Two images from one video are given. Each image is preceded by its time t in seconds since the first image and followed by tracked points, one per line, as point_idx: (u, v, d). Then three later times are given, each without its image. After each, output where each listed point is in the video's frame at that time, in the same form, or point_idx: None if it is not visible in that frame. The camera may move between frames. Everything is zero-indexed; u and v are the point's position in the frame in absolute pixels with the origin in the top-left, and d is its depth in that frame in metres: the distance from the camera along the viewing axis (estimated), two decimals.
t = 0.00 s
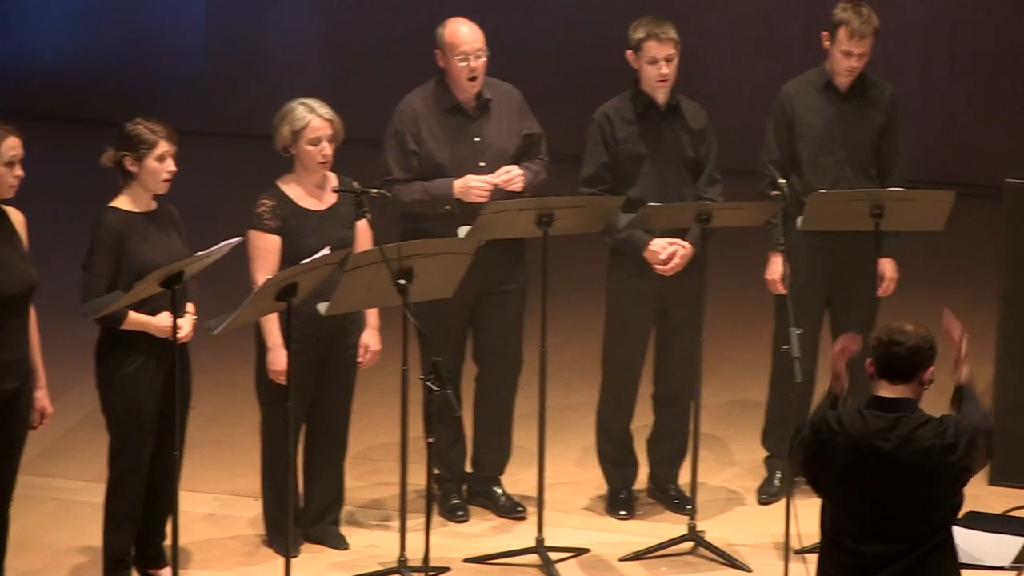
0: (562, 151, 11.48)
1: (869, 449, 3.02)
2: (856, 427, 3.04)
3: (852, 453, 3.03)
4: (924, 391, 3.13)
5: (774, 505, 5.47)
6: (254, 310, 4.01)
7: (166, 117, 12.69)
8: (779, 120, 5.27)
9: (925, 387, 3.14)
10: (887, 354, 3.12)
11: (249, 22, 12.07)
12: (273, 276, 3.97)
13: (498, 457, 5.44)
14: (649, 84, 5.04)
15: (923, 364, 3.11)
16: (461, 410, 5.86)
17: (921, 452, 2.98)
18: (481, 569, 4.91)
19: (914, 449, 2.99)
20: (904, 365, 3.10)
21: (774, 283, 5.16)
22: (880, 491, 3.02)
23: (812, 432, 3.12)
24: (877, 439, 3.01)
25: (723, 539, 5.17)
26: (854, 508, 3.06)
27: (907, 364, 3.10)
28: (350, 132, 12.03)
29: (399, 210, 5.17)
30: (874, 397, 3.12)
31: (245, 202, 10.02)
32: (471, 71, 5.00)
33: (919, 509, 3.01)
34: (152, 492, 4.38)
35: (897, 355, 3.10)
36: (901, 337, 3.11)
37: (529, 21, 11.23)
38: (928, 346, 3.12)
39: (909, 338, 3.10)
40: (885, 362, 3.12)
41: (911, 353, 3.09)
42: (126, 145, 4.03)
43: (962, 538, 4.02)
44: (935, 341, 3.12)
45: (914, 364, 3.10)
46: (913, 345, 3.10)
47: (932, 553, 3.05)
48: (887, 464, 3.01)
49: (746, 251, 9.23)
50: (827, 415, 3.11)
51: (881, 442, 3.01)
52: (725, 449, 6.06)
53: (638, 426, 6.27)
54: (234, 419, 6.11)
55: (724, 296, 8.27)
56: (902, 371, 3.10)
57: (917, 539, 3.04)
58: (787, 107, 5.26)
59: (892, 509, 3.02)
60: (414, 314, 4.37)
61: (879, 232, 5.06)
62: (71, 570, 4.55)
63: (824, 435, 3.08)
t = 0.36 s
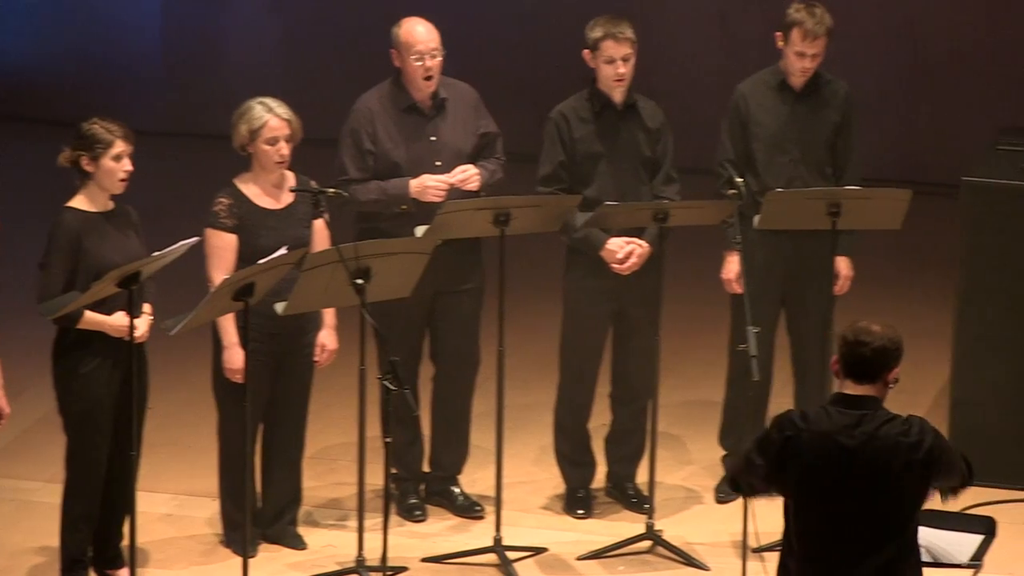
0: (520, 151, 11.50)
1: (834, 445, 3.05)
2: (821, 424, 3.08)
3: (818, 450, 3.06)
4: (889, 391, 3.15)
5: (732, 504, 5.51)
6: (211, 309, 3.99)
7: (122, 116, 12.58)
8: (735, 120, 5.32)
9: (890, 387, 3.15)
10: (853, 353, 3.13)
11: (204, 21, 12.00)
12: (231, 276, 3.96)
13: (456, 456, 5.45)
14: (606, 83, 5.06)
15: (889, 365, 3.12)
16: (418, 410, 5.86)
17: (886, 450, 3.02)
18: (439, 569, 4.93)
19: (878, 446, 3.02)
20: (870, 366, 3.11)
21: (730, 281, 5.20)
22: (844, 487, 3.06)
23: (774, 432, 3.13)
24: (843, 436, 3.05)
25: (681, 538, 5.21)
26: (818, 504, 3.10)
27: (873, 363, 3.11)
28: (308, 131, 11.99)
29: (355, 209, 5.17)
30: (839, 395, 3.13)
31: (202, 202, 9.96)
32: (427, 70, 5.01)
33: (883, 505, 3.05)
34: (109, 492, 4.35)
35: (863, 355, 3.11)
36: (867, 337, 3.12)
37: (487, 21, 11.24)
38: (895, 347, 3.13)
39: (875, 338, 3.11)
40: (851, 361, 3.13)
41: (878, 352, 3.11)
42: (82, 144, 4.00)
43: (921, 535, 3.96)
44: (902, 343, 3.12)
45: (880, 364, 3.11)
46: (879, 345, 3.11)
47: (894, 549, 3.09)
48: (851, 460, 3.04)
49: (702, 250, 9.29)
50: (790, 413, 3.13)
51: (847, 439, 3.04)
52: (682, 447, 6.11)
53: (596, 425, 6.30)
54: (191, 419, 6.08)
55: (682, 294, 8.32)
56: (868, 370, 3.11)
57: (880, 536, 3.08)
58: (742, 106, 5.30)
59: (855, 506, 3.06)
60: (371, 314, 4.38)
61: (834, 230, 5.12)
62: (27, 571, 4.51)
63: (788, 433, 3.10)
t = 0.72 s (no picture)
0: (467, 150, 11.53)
1: (781, 445, 3.12)
2: (770, 422, 3.14)
3: (765, 448, 3.13)
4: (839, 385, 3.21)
5: (678, 502, 5.57)
6: (158, 310, 3.99)
7: (66, 115, 12.46)
8: (680, 119, 5.37)
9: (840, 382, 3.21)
10: (803, 351, 3.16)
11: (149, 20, 11.95)
12: (176, 276, 3.95)
13: (403, 455, 5.47)
14: (552, 83, 5.10)
15: (838, 363, 3.17)
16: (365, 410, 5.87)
17: (831, 450, 3.09)
18: (386, 568, 4.94)
19: (824, 446, 3.09)
20: (820, 364, 3.15)
21: (676, 279, 5.26)
22: (789, 486, 3.13)
23: (726, 422, 3.21)
24: (790, 436, 3.11)
25: (628, 536, 5.25)
26: (764, 501, 3.19)
27: (822, 362, 3.15)
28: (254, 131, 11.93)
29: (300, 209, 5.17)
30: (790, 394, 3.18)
31: (148, 202, 9.90)
32: (371, 70, 5.03)
33: (827, 501, 3.14)
34: (55, 493, 4.32)
35: (814, 353, 3.15)
36: (816, 337, 3.15)
37: (433, 21, 11.25)
38: (844, 344, 3.17)
39: (825, 337, 3.14)
40: (801, 359, 3.17)
41: (828, 351, 3.15)
42: (29, 144, 3.98)
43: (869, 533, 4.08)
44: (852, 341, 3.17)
45: (829, 362, 3.15)
46: (829, 344, 3.14)
47: (835, 541, 3.18)
48: (798, 460, 3.11)
49: (648, 249, 9.37)
50: (742, 407, 3.20)
51: (793, 440, 3.11)
52: (628, 446, 6.17)
53: (543, 424, 6.34)
54: (137, 419, 6.04)
55: (628, 293, 8.39)
56: (817, 369, 3.16)
57: (825, 529, 3.18)
58: (686, 105, 5.36)
59: (800, 504, 3.15)
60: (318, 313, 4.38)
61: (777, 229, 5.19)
62: None
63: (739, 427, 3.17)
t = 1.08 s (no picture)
0: (421, 149, 11.54)
1: (735, 445, 3.17)
2: (724, 423, 3.19)
3: (720, 449, 3.18)
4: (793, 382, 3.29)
5: (632, 501, 5.62)
6: (111, 310, 3.99)
7: (17, 114, 12.34)
8: (632, 118, 5.43)
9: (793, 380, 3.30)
10: (758, 351, 3.24)
11: (102, 20, 11.87)
12: (128, 277, 3.96)
13: (357, 455, 5.49)
14: (505, 82, 5.13)
15: (792, 363, 3.25)
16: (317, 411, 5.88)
17: (784, 451, 3.15)
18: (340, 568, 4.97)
19: (777, 447, 3.15)
20: (774, 365, 3.23)
21: (630, 278, 5.31)
22: (742, 486, 3.19)
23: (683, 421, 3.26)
24: (743, 437, 3.17)
25: (583, 535, 5.30)
26: (719, 500, 3.25)
27: (777, 362, 3.23)
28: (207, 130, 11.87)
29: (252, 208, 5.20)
30: (744, 393, 3.25)
31: (99, 201, 9.83)
32: (323, 69, 5.06)
33: (780, 500, 3.20)
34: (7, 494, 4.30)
35: (768, 353, 3.24)
36: (769, 337, 3.24)
37: (387, 20, 11.25)
38: (798, 343, 3.26)
39: (779, 337, 3.24)
40: (754, 359, 3.25)
41: (782, 351, 3.23)
42: None
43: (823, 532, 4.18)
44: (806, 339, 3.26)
45: (783, 362, 3.23)
46: (782, 344, 3.23)
47: (788, 539, 3.24)
48: (751, 461, 3.16)
49: (601, 247, 9.44)
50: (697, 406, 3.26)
51: (746, 440, 3.16)
52: (581, 444, 6.22)
53: (496, 424, 6.38)
54: (89, 419, 6.01)
55: (581, 292, 8.44)
56: (771, 369, 3.23)
57: (778, 528, 3.24)
58: (638, 104, 5.42)
59: (754, 502, 3.20)
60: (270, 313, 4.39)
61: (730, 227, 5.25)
62: None
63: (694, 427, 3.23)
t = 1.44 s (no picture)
0: (363, 148, 11.55)
1: (685, 445, 3.23)
2: (672, 424, 3.26)
3: (670, 450, 3.24)
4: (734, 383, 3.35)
5: (575, 499, 5.69)
6: (53, 312, 3.99)
7: None
8: (575, 116, 5.48)
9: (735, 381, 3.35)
10: (703, 351, 3.29)
11: (41, 20, 11.75)
12: (71, 277, 3.96)
13: (300, 455, 5.51)
14: (448, 81, 5.17)
15: (736, 363, 3.30)
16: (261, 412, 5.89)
17: (732, 450, 3.22)
18: (283, 568, 4.99)
19: (726, 445, 3.22)
20: (719, 365, 3.28)
21: (573, 277, 5.38)
22: (690, 487, 3.25)
23: (629, 428, 3.31)
24: (694, 436, 3.23)
25: (526, 534, 5.35)
26: (670, 504, 3.29)
27: (722, 362, 3.28)
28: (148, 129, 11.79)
29: (195, 208, 5.22)
30: (691, 394, 3.30)
31: (38, 201, 9.74)
32: (266, 68, 5.07)
33: (731, 500, 3.27)
34: None
35: (713, 353, 3.28)
36: (714, 338, 3.28)
37: (330, 20, 11.24)
38: (742, 343, 3.31)
39: (723, 338, 3.28)
40: (699, 359, 3.30)
41: (728, 351, 3.28)
42: None
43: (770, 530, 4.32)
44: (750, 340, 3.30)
45: (728, 363, 3.29)
46: (727, 344, 3.28)
47: (738, 539, 3.31)
48: (703, 459, 3.23)
49: (544, 246, 9.50)
50: (643, 411, 3.32)
51: (697, 439, 3.23)
52: (524, 443, 6.28)
53: (440, 424, 6.42)
54: (29, 420, 5.97)
55: (525, 291, 8.51)
56: (716, 369, 3.28)
57: (723, 530, 3.31)
58: (581, 102, 5.47)
59: (706, 503, 3.26)
60: (213, 313, 4.40)
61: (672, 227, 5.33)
62: None
63: (641, 432, 3.28)
